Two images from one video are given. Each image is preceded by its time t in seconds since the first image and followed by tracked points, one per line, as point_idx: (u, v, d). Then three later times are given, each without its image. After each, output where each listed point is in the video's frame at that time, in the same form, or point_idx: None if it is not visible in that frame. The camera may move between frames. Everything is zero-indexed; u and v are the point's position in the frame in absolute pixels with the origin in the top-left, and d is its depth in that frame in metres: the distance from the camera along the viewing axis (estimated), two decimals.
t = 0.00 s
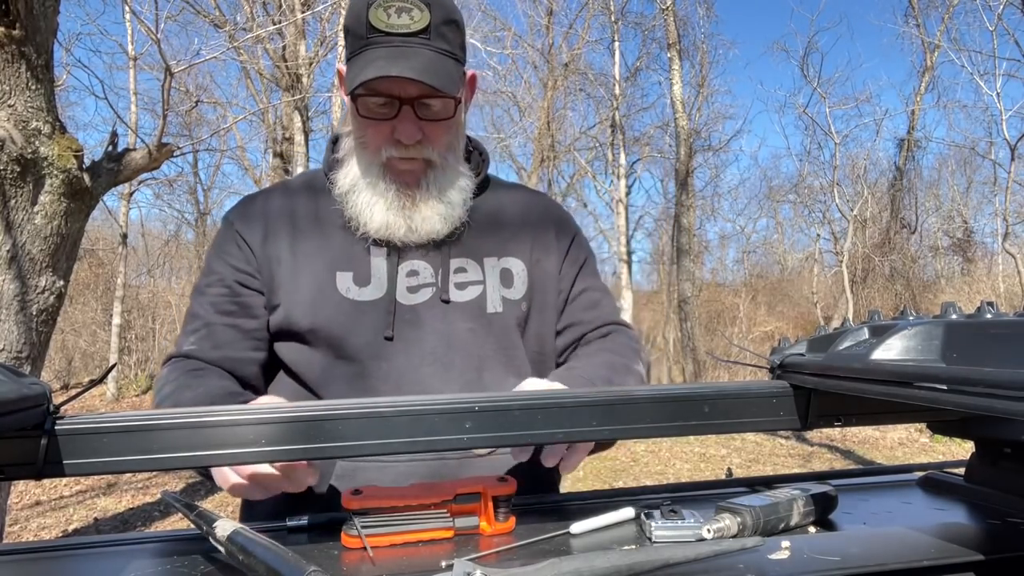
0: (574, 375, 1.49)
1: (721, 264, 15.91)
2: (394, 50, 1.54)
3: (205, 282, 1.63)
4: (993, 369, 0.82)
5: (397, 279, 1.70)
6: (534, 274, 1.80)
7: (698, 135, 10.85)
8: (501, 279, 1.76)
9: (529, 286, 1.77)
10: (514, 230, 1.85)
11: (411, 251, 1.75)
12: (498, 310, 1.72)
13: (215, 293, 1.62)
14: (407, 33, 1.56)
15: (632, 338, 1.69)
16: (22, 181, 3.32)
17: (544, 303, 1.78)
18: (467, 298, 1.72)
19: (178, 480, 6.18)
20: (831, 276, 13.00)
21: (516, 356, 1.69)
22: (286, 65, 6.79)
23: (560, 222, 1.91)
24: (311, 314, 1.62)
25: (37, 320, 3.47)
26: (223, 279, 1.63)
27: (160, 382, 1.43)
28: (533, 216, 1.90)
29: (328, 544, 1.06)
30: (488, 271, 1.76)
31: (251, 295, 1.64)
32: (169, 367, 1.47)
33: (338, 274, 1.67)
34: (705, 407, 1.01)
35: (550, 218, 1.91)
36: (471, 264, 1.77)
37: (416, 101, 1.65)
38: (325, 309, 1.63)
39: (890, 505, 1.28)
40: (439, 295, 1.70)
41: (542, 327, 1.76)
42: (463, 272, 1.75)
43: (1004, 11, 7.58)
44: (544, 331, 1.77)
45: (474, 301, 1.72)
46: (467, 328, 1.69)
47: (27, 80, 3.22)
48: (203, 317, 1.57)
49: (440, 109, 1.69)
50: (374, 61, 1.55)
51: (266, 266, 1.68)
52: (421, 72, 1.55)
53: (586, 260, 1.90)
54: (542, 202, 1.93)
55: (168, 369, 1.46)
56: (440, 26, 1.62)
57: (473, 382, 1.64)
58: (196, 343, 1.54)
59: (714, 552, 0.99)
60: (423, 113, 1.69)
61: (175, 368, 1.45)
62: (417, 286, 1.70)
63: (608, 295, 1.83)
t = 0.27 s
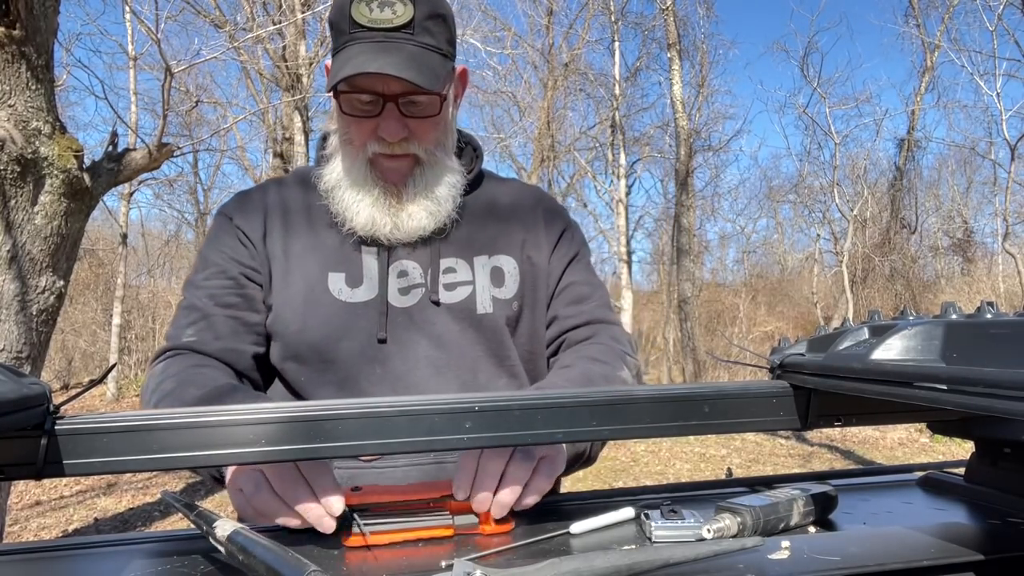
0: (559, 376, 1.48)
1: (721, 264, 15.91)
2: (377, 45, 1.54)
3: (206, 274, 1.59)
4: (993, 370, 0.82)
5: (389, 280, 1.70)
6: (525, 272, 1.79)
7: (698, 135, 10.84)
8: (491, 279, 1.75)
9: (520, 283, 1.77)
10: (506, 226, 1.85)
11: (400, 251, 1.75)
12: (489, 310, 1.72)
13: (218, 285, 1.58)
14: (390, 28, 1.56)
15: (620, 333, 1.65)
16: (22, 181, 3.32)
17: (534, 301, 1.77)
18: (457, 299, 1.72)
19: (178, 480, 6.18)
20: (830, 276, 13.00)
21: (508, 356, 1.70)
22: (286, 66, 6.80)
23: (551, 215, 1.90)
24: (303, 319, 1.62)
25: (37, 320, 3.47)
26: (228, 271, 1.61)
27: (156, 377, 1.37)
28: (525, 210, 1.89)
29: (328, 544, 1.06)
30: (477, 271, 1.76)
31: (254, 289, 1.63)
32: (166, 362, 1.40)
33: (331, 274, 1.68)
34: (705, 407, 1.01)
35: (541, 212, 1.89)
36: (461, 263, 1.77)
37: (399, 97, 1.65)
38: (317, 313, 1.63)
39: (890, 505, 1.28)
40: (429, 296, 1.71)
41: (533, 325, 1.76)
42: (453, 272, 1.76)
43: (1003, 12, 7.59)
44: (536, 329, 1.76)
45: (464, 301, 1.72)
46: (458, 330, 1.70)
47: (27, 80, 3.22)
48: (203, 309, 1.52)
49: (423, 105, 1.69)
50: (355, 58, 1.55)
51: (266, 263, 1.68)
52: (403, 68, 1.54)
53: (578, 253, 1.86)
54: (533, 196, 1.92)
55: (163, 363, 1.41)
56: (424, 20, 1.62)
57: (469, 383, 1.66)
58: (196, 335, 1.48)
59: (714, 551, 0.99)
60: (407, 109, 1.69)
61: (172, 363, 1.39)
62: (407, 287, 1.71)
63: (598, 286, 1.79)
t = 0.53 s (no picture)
0: (560, 383, 1.49)
1: (721, 264, 15.92)
2: (387, 46, 1.54)
3: (201, 279, 1.60)
4: (993, 369, 0.82)
5: (389, 285, 1.70)
6: (527, 275, 1.79)
7: (698, 135, 10.84)
8: (493, 283, 1.75)
9: (522, 287, 1.77)
10: (507, 227, 1.85)
11: (404, 254, 1.74)
12: (491, 316, 1.71)
13: (213, 292, 1.58)
14: (402, 28, 1.56)
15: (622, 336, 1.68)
16: (22, 181, 3.32)
17: (537, 305, 1.77)
18: (458, 304, 1.71)
19: (178, 480, 6.18)
20: (830, 276, 13.00)
21: (510, 361, 1.70)
22: (286, 66, 6.80)
23: (554, 218, 1.90)
24: (302, 322, 1.62)
25: (37, 320, 3.47)
26: (223, 276, 1.61)
27: (149, 387, 1.39)
28: (528, 212, 1.89)
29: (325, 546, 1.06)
30: (478, 276, 1.75)
31: (250, 295, 1.63)
32: (160, 371, 1.42)
33: (331, 278, 1.67)
34: (705, 407, 1.01)
35: (544, 215, 1.89)
36: (462, 268, 1.76)
37: (410, 98, 1.65)
38: (315, 318, 1.63)
39: (891, 505, 1.28)
40: (430, 301, 1.70)
41: (536, 330, 1.76)
42: (455, 277, 1.75)
43: (1003, 12, 7.61)
44: (539, 333, 1.76)
45: (467, 306, 1.71)
46: (460, 336, 1.70)
47: (27, 80, 3.22)
48: (198, 316, 1.54)
49: (432, 106, 1.69)
50: (366, 56, 1.55)
51: (263, 266, 1.67)
52: (417, 70, 1.55)
53: (580, 255, 1.87)
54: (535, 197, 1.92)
55: (158, 372, 1.43)
56: (436, 20, 1.63)
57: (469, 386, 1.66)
58: (189, 343, 1.50)
59: (714, 552, 0.99)
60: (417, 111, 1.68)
61: (167, 373, 1.41)
62: (409, 292, 1.70)
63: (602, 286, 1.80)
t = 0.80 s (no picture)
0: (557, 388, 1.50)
1: (721, 264, 15.93)
2: (427, 49, 1.54)
3: (198, 274, 1.60)
4: (993, 369, 0.82)
5: (392, 285, 1.71)
6: (527, 277, 1.79)
7: (699, 135, 10.84)
8: (494, 284, 1.76)
9: (523, 289, 1.77)
10: (508, 229, 1.85)
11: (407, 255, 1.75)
12: (490, 318, 1.71)
13: (209, 287, 1.59)
14: (437, 31, 1.56)
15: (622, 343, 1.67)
16: (22, 181, 3.32)
17: (537, 308, 1.76)
18: (459, 306, 1.71)
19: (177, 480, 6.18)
20: (830, 276, 13.00)
21: (509, 363, 1.70)
22: (286, 65, 6.80)
23: (556, 220, 1.90)
24: (302, 322, 1.62)
25: (37, 321, 3.47)
26: (220, 273, 1.61)
27: (140, 379, 1.39)
28: (529, 214, 1.89)
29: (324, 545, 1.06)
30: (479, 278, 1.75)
31: (246, 292, 1.63)
32: (150, 364, 1.43)
33: (331, 278, 1.67)
34: (705, 407, 1.01)
35: (546, 216, 1.89)
36: (463, 269, 1.76)
37: (445, 101, 1.64)
38: (315, 320, 1.62)
39: (891, 505, 1.28)
40: (433, 302, 1.71)
41: (535, 333, 1.75)
42: (455, 279, 1.75)
43: (1003, 12, 7.61)
44: (538, 336, 1.76)
45: (466, 308, 1.71)
46: (459, 337, 1.70)
47: (27, 80, 3.22)
48: (193, 311, 1.55)
49: (464, 109, 1.68)
50: (409, 61, 1.52)
51: (261, 264, 1.67)
52: (460, 73, 1.56)
53: (582, 258, 1.87)
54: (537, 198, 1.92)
55: (149, 365, 1.44)
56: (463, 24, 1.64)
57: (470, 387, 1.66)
58: (184, 337, 1.51)
59: (714, 551, 0.99)
60: (450, 114, 1.67)
61: (157, 368, 1.42)
62: (411, 292, 1.71)
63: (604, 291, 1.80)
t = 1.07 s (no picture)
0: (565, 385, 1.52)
1: (721, 264, 15.93)
2: (447, 53, 1.55)
3: (202, 270, 1.60)
4: (993, 369, 0.82)
5: (397, 284, 1.71)
6: (532, 278, 1.80)
7: (699, 135, 10.84)
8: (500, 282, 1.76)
9: (529, 288, 1.79)
10: (513, 231, 1.86)
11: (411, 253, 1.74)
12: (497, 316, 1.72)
13: (212, 283, 1.59)
14: (455, 36, 1.57)
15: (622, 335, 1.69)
16: (22, 181, 3.32)
17: (541, 309, 1.79)
18: (466, 304, 1.73)
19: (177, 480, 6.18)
20: (830, 276, 13.00)
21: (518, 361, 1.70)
22: (286, 66, 6.80)
23: (560, 221, 1.91)
24: (305, 320, 1.62)
25: (37, 321, 3.47)
26: (223, 269, 1.61)
27: (141, 375, 1.38)
28: (533, 215, 1.90)
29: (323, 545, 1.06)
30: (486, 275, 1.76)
31: (249, 289, 1.63)
32: (153, 361, 1.42)
33: (335, 276, 1.67)
34: (705, 408, 1.01)
35: (549, 218, 1.91)
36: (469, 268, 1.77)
37: (463, 103, 1.66)
38: (318, 317, 1.62)
39: (891, 505, 1.28)
40: (439, 300, 1.72)
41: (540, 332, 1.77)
42: (462, 277, 1.76)
43: (1003, 13, 7.62)
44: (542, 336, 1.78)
45: (472, 306, 1.72)
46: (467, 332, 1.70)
47: (27, 80, 3.23)
48: (196, 306, 1.56)
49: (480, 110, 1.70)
50: (430, 63, 1.54)
51: (264, 262, 1.67)
52: (481, 75, 1.58)
53: (585, 261, 1.89)
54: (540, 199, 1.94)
55: (151, 361, 1.43)
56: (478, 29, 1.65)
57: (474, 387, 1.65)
58: (188, 333, 1.52)
59: (714, 551, 0.99)
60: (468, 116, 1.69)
61: (160, 365, 1.41)
62: (417, 291, 1.71)
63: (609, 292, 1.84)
